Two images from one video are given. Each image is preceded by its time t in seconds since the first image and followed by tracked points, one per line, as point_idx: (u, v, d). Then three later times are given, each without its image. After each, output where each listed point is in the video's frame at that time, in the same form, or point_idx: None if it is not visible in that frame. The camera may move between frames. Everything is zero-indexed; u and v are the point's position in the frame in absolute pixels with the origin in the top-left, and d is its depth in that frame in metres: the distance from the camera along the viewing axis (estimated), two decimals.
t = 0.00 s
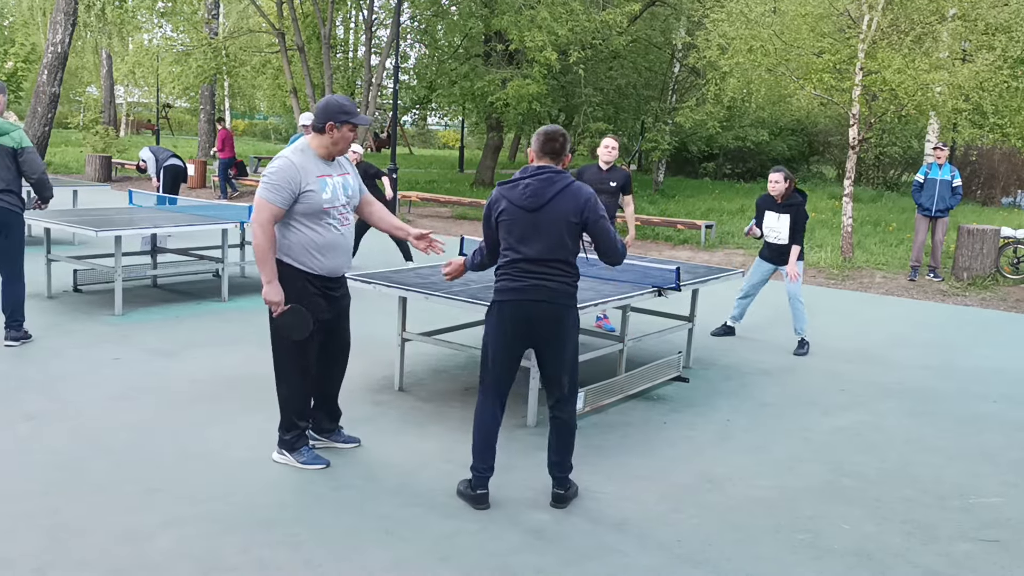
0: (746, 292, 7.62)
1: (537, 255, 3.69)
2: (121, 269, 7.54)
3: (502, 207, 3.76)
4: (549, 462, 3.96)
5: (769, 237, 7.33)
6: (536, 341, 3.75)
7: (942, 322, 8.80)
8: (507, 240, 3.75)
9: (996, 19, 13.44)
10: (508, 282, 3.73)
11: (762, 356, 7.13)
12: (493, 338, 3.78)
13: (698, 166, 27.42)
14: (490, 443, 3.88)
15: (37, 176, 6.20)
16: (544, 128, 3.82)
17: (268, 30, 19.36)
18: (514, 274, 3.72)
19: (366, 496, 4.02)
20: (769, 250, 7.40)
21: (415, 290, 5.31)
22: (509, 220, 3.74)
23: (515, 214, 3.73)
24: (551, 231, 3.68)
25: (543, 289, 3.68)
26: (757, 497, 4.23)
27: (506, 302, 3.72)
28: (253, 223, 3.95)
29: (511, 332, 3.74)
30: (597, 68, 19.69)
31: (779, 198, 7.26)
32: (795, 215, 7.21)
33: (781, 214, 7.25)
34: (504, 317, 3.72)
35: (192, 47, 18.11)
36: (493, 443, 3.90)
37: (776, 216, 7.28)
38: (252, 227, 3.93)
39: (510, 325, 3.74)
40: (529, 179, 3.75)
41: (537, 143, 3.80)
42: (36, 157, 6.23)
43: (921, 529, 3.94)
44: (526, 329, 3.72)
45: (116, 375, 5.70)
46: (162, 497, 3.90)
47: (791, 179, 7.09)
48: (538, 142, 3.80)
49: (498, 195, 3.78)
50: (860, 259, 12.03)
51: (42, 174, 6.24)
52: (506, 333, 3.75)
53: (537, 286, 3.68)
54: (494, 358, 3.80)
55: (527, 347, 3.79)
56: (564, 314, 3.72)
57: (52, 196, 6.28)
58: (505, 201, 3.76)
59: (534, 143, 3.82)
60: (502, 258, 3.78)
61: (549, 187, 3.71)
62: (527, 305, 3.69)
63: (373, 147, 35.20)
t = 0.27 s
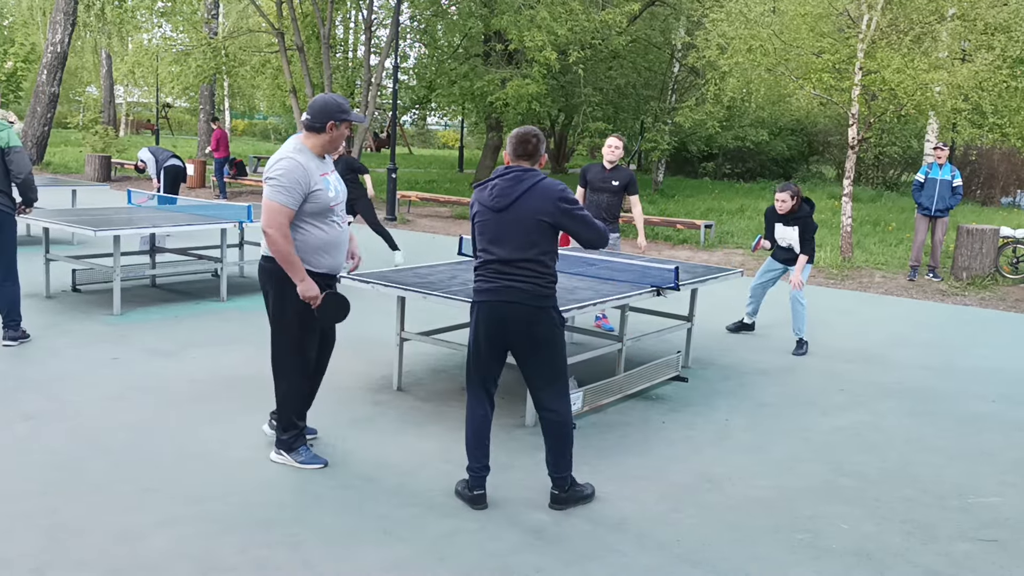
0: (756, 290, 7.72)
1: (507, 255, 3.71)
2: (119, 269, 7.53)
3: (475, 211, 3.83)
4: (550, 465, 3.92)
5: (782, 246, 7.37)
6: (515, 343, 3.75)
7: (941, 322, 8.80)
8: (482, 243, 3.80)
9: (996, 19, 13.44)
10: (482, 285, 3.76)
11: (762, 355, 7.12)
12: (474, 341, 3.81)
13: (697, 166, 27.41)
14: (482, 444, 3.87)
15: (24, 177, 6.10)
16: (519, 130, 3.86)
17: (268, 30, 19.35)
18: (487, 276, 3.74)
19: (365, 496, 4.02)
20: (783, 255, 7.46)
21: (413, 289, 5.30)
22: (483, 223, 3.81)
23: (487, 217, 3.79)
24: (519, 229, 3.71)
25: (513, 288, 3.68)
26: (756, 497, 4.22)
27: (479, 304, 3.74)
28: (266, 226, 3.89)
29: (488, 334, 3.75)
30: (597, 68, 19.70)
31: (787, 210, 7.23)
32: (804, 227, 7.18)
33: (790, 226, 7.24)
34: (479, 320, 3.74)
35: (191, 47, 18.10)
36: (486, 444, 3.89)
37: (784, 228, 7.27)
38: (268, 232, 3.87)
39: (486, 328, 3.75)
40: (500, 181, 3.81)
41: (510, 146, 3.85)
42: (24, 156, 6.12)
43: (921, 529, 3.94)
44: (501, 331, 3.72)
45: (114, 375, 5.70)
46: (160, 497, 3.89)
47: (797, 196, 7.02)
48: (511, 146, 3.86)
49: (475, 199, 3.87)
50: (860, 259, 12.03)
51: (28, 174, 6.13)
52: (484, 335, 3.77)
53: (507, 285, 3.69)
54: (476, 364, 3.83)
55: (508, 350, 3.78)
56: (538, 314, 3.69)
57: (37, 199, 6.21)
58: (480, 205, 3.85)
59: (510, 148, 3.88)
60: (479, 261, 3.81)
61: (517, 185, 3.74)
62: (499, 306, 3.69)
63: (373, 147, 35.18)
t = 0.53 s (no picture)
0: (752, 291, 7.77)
1: (512, 255, 3.71)
2: (117, 269, 7.53)
3: (476, 210, 3.83)
4: (554, 468, 3.90)
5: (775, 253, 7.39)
6: (517, 343, 3.73)
7: (938, 322, 8.81)
8: (483, 242, 3.79)
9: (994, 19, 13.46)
10: (484, 284, 3.74)
11: (759, 355, 7.13)
12: (474, 341, 3.78)
13: (696, 166, 27.41)
14: (478, 444, 3.85)
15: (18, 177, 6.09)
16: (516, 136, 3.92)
17: (267, 30, 19.35)
18: (490, 276, 3.73)
19: (362, 496, 4.03)
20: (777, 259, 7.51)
21: (410, 289, 5.30)
22: (485, 223, 3.80)
23: (490, 217, 3.79)
24: (524, 228, 3.73)
25: (519, 288, 3.68)
26: (752, 497, 4.24)
27: (483, 304, 3.72)
28: (287, 222, 3.87)
29: (490, 334, 3.74)
30: (596, 68, 19.73)
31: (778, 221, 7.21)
32: (797, 236, 7.20)
33: (782, 236, 7.25)
34: (483, 319, 3.72)
35: (190, 47, 18.10)
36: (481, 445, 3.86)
37: (777, 239, 7.29)
38: (291, 226, 3.86)
39: (488, 328, 3.73)
40: (502, 181, 3.83)
41: (509, 150, 3.89)
42: (17, 158, 6.15)
43: (916, 529, 3.95)
44: (505, 330, 3.71)
45: (112, 375, 5.71)
46: (157, 497, 3.90)
47: (789, 208, 7.02)
48: (509, 150, 3.90)
49: (476, 199, 3.87)
50: (858, 259, 12.04)
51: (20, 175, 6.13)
52: (485, 335, 3.75)
53: (512, 286, 3.68)
54: (476, 364, 3.80)
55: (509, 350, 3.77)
56: (543, 315, 3.69)
57: (30, 199, 6.19)
58: (481, 204, 3.84)
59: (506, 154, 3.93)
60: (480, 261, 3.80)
61: (520, 187, 3.77)
62: (503, 305, 3.68)
63: (371, 147, 35.18)
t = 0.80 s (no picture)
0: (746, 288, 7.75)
1: (536, 262, 3.69)
2: (112, 269, 7.50)
3: (499, 211, 3.74)
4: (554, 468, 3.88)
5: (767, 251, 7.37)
6: (529, 346, 3.72)
7: (936, 321, 8.81)
8: (502, 246, 3.73)
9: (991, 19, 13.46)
10: (505, 288, 3.68)
11: (757, 355, 7.11)
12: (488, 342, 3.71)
13: (693, 166, 27.35)
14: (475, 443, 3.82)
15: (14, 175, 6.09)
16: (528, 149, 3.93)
17: (262, 29, 19.31)
18: (511, 280, 3.68)
19: (358, 496, 4.01)
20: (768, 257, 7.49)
21: (407, 289, 5.28)
22: (507, 226, 3.73)
23: (514, 220, 3.73)
24: (552, 238, 3.73)
25: (541, 296, 3.67)
26: (750, 496, 4.22)
27: (505, 308, 3.67)
28: (299, 220, 3.91)
29: (507, 337, 3.69)
30: (593, 67, 19.73)
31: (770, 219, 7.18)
32: (789, 232, 7.16)
33: (774, 234, 7.22)
34: (506, 325, 3.67)
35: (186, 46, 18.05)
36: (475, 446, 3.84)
37: (769, 236, 7.23)
38: (304, 225, 3.91)
39: (504, 330, 3.69)
40: (524, 188, 3.81)
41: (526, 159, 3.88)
42: (13, 156, 6.13)
43: (914, 528, 3.94)
44: (523, 334, 3.68)
45: (107, 375, 5.68)
46: (152, 497, 3.87)
47: (780, 205, 6.98)
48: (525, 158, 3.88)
49: (494, 200, 3.77)
50: (854, 258, 12.04)
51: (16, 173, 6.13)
52: (502, 337, 3.69)
53: (536, 293, 3.66)
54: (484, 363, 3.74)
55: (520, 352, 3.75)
56: (559, 323, 3.70)
57: (25, 199, 6.16)
58: (502, 206, 3.76)
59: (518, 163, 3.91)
60: (498, 263, 3.74)
61: (545, 198, 3.79)
62: (526, 311, 3.65)
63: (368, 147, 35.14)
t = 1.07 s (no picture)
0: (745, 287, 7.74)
1: (565, 265, 3.68)
2: (110, 269, 7.49)
3: (533, 210, 3.69)
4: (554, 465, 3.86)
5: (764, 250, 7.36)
6: (550, 347, 3.70)
7: (934, 320, 8.81)
8: (533, 246, 3.69)
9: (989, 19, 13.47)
10: (534, 287, 3.64)
11: (755, 354, 7.11)
12: (512, 340, 3.66)
13: (691, 165, 27.36)
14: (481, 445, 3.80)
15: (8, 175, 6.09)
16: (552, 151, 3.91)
17: (260, 29, 19.28)
18: (541, 280, 3.65)
19: (356, 496, 4.00)
20: (766, 256, 7.47)
21: (405, 289, 5.27)
22: (540, 226, 3.69)
23: (548, 222, 3.70)
24: (582, 243, 3.74)
25: (569, 298, 3.66)
26: (749, 496, 4.21)
27: (534, 308, 3.63)
28: (310, 218, 3.97)
29: (532, 337, 3.66)
30: (591, 67, 19.72)
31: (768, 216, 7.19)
32: (786, 229, 7.15)
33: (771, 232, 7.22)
34: (532, 324, 3.63)
35: (183, 46, 18.03)
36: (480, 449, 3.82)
37: (766, 233, 7.21)
38: (314, 222, 3.98)
39: (528, 330, 3.65)
40: (556, 190, 3.79)
41: (554, 160, 3.85)
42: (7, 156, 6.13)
43: (913, 527, 3.93)
44: (548, 335, 3.66)
45: (104, 375, 5.67)
46: (150, 497, 3.86)
47: (777, 201, 6.97)
48: (553, 159, 3.86)
49: (528, 199, 3.72)
50: (853, 257, 12.04)
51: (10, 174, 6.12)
52: (527, 336, 3.65)
53: (565, 296, 3.65)
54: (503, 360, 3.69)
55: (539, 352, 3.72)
56: (581, 325, 3.71)
57: (21, 199, 6.17)
58: (535, 205, 3.71)
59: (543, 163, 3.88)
60: (526, 263, 3.69)
61: (576, 202, 3.79)
62: (554, 312, 3.63)
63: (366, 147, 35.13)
